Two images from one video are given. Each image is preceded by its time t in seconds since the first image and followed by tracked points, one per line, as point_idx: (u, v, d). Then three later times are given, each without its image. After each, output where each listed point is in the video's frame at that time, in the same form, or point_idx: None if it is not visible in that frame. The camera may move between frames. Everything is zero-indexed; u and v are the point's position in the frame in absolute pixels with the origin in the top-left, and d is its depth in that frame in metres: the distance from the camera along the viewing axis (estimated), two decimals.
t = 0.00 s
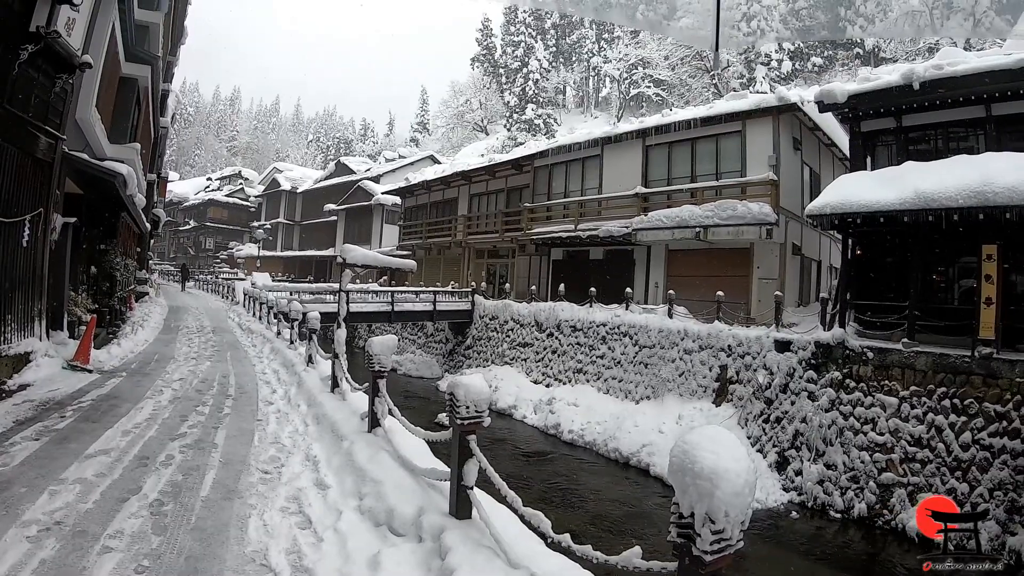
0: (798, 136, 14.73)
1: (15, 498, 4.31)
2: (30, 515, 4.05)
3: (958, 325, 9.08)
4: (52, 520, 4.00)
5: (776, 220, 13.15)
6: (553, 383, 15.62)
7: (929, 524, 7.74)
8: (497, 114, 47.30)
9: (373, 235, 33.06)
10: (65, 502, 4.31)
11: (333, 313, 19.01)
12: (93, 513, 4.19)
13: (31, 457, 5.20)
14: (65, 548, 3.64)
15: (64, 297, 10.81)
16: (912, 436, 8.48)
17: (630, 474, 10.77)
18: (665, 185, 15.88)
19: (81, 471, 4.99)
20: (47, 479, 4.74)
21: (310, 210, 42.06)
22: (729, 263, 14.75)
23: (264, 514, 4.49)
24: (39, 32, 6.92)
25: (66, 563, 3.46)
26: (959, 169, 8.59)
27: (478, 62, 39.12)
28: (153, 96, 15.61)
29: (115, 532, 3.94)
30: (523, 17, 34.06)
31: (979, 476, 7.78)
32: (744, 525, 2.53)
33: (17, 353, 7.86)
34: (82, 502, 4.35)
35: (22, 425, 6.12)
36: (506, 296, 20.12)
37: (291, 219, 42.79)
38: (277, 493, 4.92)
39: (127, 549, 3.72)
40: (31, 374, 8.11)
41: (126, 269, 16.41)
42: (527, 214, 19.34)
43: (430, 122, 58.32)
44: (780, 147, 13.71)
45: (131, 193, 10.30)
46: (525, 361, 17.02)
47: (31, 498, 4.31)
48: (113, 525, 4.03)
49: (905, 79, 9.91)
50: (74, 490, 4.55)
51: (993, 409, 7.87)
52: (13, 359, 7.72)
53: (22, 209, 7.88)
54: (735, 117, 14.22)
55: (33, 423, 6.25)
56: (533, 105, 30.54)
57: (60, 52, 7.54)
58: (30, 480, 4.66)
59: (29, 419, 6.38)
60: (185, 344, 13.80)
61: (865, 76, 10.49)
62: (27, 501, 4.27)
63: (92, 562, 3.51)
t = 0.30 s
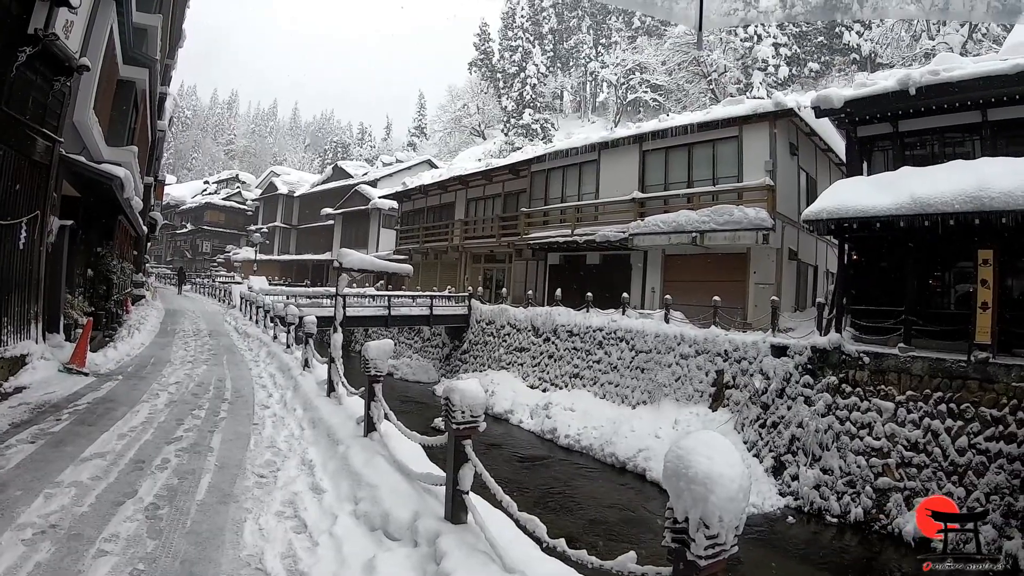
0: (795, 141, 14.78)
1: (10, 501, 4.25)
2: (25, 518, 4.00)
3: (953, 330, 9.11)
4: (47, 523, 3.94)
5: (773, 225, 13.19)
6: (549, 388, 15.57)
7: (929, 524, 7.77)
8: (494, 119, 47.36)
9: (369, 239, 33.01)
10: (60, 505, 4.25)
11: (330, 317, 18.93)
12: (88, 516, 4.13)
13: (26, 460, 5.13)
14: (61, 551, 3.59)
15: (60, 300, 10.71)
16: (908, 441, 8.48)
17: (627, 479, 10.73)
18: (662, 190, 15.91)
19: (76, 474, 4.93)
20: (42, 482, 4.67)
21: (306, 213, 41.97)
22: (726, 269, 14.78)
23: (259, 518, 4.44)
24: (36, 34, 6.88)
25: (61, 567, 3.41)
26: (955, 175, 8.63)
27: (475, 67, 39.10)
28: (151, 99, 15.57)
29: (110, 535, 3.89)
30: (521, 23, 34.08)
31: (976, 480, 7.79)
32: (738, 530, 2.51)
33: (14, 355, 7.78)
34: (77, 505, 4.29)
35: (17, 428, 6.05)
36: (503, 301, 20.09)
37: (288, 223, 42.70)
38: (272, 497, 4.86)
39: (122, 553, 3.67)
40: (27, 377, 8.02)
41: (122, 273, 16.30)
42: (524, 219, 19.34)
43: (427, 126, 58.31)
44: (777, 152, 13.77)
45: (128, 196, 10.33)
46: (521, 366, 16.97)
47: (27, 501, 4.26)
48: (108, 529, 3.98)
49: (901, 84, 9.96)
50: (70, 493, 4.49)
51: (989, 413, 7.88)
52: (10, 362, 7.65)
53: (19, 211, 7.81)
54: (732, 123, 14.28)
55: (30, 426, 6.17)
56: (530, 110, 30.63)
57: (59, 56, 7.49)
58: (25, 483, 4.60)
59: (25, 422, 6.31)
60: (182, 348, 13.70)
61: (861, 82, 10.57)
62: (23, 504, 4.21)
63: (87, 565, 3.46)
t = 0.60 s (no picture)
0: (790, 148, 14.88)
1: (2, 501, 4.18)
2: (18, 518, 3.93)
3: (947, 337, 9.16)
4: (39, 523, 3.87)
5: (768, 232, 13.25)
6: (543, 392, 15.53)
7: (929, 524, 7.83)
8: (490, 123, 47.46)
9: (364, 242, 32.92)
10: (53, 506, 4.18)
11: (324, 320, 18.83)
12: (81, 517, 4.06)
13: (18, 460, 5.04)
14: (53, 552, 3.53)
15: (54, 300, 10.58)
16: (901, 448, 8.52)
17: (621, 485, 10.70)
18: (657, 196, 15.97)
19: (69, 474, 4.85)
20: (35, 482, 4.60)
21: (302, 216, 41.83)
22: (720, 275, 14.82)
23: (253, 520, 4.38)
24: (34, 33, 6.85)
25: (53, 567, 3.35)
26: (949, 183, 8.70)
27: (472, 71, 39.17)
28: (147, 99, 15.46)
29: (103, 536, 3.82)
30: (518, 28, 34.23)
31: (969, 487, 7.84)
32: (731, 534, 2.49)
33: (7, 354, 7.67)
34: (70, 506, 4.22)
35: (10, 428, 5.95)
36: (497, 305, 20.06)
37: (283, 225, 42.53)
38: (266, 499, 4.80)
39: (115, 553, 3.61)
40: (21, 376, 7.90)
41: (116, 273, 16.15)
42: (519, 223, 19.33)
43: (423, 130, 58.35)
44: (772, 159, 13.86)
45: (123, 197, 10.16)
46: (515, 371, 16.93)
47: (19, 501, 4.19)
48: (101, 529, 3.91)
49: (897, 92, 10.10)
50: (63, 494, 4.42)
51: (982, 420, 7.92)
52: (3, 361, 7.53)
53: (14, 211, 7.74)
54: (727, 129, 14.37)
55: (22, 426, 6.07)
56: (526, 115, 30.73)
57: (56, 54, 7.45)
58: (17, 483, 4.52)
59: (18, 421, 6.20)
60: (175, 349, 13.57)
61: (857, 89, 10.68)
62: (16, 504, 4.14)
63: (80, 566, 3.41)
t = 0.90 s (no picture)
0: (785, 154, 14.97)
1: None
2: (8, 514, 3.86)
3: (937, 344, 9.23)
4: (29, 520, 3.80)
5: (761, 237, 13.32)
6: (535, 395, 15.50)
7: (929, 524, 7.82)
8: (485, 125, 47.53)
9: (358, 242, 32.79)
10: (44, 503, 4.11)
11: (317, 320, 18.72)
12: (72, 514, 4.00)
13: (8, 456, 4.96)
14: (43, 549, 3.46)
15: (46, 295, 10.44)
16: (892, 453, 8.57)
17: (612, 488, 10.69)
18: (651, 200, 16.02)
19: (60, 471, 4.77)
20: (25, 478, 4.52)
21: (296, 215, 41.63)
22: (714, 279, 14.87)
23: (244, 519, 4.31)
24: (31, 28, 6.72)
25: (43, 565, 3.29)
26: (943, 191, 8.78)
27: (468, 72, 39.19)
28: (143, 95, 15.36)
29: (93, 533, 3.75)
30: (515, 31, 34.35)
31: (959, 493, 7.90)
32: (720, 538, 2.48)
33: None
34: (61, 503, 4.15)
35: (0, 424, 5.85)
36: (490, 307, 20.04)
37: (277, 224, 42.29)
38: (257, 499, 4.73)
39: (106, 551, 3.55)
40: (12, 372, 7.78)
41: (110, 270, 16.00)
42: (513, 225, 19.32)
43: (419, 130, 58.29)
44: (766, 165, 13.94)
45: (118, 193, 10.05)
46: (507, 373, 16.91)
47: (9, 498, 4.11)
48: (92, 527, 3.85)
49: (891, 99, 10.22)
50: (54, 491, 4.34)
51: (973, 427, 7.99)
52: None
53: (8, 206, 7.68)
54: (723, 134, 14.44)
55: (13, 422, 5.97)
56: (521, 117, 30.80)
57: (52, 49, 7.36)
58: (7, 480, 4.44)
59: (8, 418, 6.10)
60: (168, 347, 13.44)
61: (853, 96, 10.77)
62: (5, 501, 4.07)
63: (70, 563, 3.35)
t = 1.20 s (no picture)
0: (774, 159, 15.10)
1: None
2: None
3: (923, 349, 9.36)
4: (11, 519, 3.68)
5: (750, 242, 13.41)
6: (523, 397, 15.44)
7: (929, 524, 7.83)
8: (476, 127, 47.54)
9: (348, 242, 32.53)
10: (28, 501, 3.98)
11: (305, 320, 18.51)
12: (57, 512, 3.87)
13: None
14: (27, 548, 3.35)
15: (32, 292, 10.21)
16: (879, 458, 8.64)
17: (600, 491, 10.66)
18: (641, 203, 16.06)
19: (45, 470, 4.63)
20: (10, 477, 4.38)
21: (286, 214, 41.21)
22: (702, 283, 14.95)
23: (228, 519, 4.21)
24: (21, 24, 6.48)
25: (26, 563, 3.18)
26: (931, 198, 8.89)
27: (461, 74, 39.16)
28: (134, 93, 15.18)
29: (78, 532, 3.64)
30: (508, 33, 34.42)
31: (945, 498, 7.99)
32: (702, 542, 2.44)
33: None
34: (45, 502, 4.02)
35: None
36: (480, 309, 19.96)
37: (267, 223, 41.86)
38: (242, 499, 4.62)
39: (90, 550, 3.43)
40: None
41: (98, 268, 15.72)
42: (503, 228, 19.28)
43: (410, 131, 58.09)
44: (756, 170, 14.05)
45: (107, 191, 9.69)
46: (495, 375, 16.82)
47: None
48: (77, 526, 3.73)
49: (881, 106, 10.37)
50: (38, 490, 4.20)
51: (959, 432, 8.08)
52: None
53: None
54: (713, 139, 14.54)
55: None
56: (513, 119, 30.83)
57: (43, 46, 6.97)
58: None
59: None
60: (156, 345, 13.18)
61: (843, 103, 10.90)
62: None
63: (54, 562, 3.24)
